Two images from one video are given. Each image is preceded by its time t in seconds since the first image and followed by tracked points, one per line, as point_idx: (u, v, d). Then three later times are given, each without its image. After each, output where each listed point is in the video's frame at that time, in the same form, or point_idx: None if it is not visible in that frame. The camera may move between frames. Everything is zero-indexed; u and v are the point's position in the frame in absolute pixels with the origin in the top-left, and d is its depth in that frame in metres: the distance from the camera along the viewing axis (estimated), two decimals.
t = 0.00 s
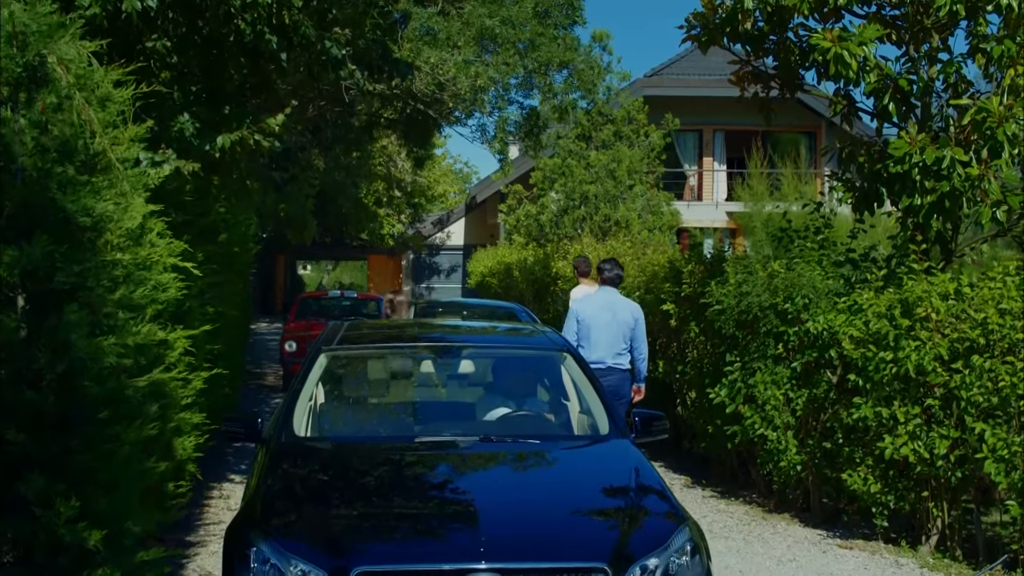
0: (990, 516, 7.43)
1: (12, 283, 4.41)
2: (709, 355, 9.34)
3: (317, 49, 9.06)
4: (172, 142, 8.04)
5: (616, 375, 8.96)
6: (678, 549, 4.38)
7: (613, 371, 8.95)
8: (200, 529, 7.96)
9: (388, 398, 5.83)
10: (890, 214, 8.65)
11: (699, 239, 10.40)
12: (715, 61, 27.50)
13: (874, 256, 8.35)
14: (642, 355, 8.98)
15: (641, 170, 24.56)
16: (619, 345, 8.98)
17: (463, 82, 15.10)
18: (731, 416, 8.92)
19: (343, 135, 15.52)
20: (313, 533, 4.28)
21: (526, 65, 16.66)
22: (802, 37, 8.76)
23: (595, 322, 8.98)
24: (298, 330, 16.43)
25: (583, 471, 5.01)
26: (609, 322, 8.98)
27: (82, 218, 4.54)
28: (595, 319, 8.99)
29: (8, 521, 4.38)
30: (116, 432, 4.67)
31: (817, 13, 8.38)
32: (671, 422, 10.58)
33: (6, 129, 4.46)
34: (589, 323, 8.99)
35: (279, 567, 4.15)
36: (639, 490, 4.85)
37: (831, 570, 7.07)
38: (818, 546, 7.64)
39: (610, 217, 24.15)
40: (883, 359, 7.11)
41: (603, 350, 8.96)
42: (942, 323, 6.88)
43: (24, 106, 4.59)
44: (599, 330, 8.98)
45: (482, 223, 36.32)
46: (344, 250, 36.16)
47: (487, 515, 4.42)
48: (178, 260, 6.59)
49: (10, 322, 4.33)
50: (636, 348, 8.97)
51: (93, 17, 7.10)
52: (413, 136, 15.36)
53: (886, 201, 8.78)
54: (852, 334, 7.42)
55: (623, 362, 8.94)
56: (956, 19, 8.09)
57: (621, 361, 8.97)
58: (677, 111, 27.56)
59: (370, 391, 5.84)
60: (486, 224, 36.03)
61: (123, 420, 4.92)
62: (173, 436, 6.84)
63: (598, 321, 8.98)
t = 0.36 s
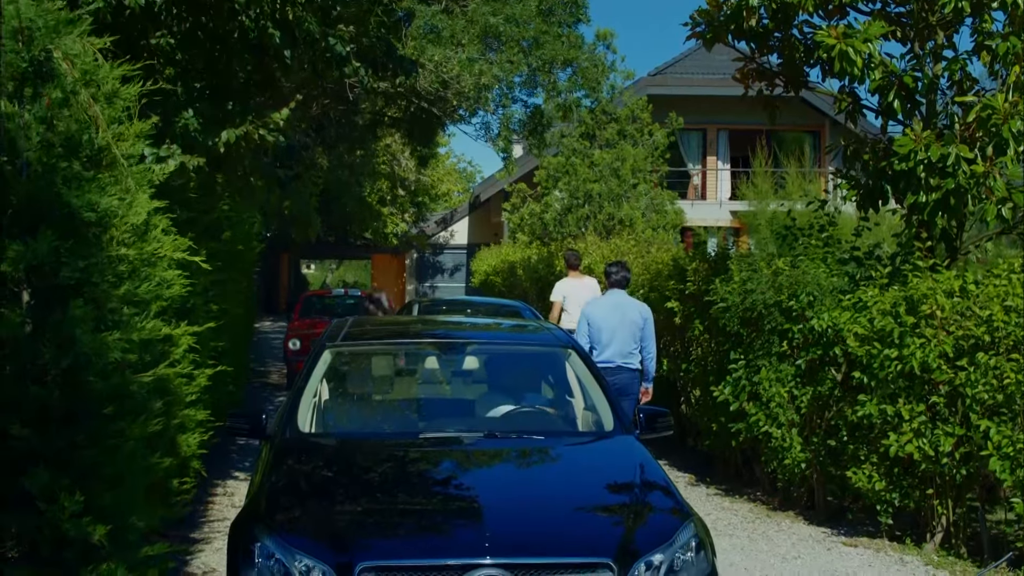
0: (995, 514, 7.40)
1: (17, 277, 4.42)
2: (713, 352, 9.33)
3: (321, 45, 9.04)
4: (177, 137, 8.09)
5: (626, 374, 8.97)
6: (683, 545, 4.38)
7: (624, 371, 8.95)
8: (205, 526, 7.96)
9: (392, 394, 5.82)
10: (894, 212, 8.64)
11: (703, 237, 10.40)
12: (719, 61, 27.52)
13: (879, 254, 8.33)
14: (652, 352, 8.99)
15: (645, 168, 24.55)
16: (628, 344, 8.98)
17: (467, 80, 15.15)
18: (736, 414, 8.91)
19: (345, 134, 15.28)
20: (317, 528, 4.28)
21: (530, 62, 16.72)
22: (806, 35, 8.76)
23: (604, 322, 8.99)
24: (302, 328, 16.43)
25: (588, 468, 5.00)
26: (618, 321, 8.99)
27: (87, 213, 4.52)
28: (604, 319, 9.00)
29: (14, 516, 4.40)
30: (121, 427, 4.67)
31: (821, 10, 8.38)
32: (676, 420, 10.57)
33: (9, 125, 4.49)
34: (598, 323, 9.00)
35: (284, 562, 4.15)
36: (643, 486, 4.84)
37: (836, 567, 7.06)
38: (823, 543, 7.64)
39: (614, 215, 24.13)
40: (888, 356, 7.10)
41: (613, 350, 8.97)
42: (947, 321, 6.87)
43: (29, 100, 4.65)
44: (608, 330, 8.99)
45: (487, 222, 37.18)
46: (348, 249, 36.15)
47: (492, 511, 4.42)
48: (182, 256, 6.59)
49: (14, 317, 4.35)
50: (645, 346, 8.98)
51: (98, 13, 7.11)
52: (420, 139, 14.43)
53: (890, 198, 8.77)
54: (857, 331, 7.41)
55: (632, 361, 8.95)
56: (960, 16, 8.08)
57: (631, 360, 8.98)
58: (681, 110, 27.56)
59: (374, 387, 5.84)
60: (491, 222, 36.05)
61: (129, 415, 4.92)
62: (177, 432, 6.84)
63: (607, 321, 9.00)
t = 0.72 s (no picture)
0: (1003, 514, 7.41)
1: (27, 277, 4.45)
2: (720, 352, 9.32)
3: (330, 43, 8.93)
4: (184, 137, 8.09)
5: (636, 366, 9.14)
6: (691, 544, 4.38)
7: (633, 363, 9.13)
8: (212, 525, 7.97)
9: (399, 394, 5.83)
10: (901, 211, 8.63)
11: (709, 236, 10.40)
12: (725, 60, 27.50)
13: (886, 253, 8.32)
14: (659, 340, 9.08)
15: (651, 168, 24.53)
16: (635, 335, 9.14)
17: (474, 79, 15.16)
18: (742, 414, 8.91)
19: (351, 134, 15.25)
20: (324, 528, 4.29)
21: (537, 62, 16.76)
22: (814, 34, 8.75)
23: (610, 316, 9.20)
24: (308, 328, 16.45)
25: (595, 467, 5.00)
26: (623, 314, 9.18)
27: (98, 214, 4.56)
28: (610, 313, 9.22)
29: (23, 516, 4.44)
30: (129, 426, 4.68)
31: (828, 9, 8.36)
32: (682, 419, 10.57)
33: (21, 125, 4.49)
34: (604, 317, 9.22)
35: (292, 562, 4.15)
36: (650, 486, 4.84)
37: (843, 567, 7.05)
38: (830, 544, 7.63)
39: (620, 215, 24.12)
40: (895, 356, 7.09)
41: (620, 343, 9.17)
42: (955, 321, 6.86)
43: (40, 101, 4.59)
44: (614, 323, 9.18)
45: (492, 221, 37.22)
46: (354, 249, 36.19)
47: (499, 511, 4.42)
48: (190, 256, 6.61)
49: (23, 317, 4.39)
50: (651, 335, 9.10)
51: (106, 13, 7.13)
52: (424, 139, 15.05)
53: (897, 198, 8.75)
54: (863, 331, 7.40)
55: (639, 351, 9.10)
56: (968, 15, 8.06)
57: (639, 351, 9.13)
58: (687, 110, 27.55)
59: (381, 387, 5.84)
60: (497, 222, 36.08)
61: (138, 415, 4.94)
62: (184, 431, 6.84)
63: (613, 315, 9.20)
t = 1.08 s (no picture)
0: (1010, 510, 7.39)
1: (35, 275, 4.48)
2: (726, 348, 9.32)
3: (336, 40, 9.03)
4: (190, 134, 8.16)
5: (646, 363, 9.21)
6: (698, 542, 4.39)
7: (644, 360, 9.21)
8: (219, 521, 8.00)
9: (405, 391, 5.84)
10: (908, 208, 8.63)
11: (715, 233, 10.39)
12: (731, 56, 27.47)
13: (893, 250, 8.32)
14: (668, 341, 9.11)
15: (657, 164, 24.51)
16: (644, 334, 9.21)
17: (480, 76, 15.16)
18: (748, 411, 8.91)
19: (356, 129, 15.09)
20: (331, 524, 4.30)
21: (542, 58, 16.80)
22: (820, 30, 8.75)
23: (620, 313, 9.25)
24: (314, 325, 16.47)
25: (601, 464, 5.01)
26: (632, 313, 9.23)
27: (108, 212, 4.62)
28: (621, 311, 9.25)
29: (32, 512, 4.47)
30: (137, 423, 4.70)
31: (835, 5, 8.34)
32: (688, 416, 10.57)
33: (31, 123, 4.49)
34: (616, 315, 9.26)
35: (299, 559, 4.17)
36: (657, 483, 4.85)
37: (850, 564, 7.05)
38: (836, 540, 7.63)
39: (626, 211, 24.11)
40: (902, 352, 7.09)
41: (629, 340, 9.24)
42: (961, 317, 6.86)
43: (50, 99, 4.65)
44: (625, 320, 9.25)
45: (497, 216, 37.09)
46: (360, 245, 36.20)
47: (506, 508, 4.42)
48: (197, 253, 6.63)
49: (32, 314, 4.42)
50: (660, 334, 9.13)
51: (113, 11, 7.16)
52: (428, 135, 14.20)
53: (903, 194, 8.74)
54: (870, 328, 7.40)
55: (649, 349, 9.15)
56: (975, 12, 8.05)
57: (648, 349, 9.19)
58: (693, 105, 27.52)
59: (387, 384, 5.85)
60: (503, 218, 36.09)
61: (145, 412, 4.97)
62: (191, 427, 6.86)
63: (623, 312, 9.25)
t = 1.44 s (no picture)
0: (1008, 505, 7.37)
1: (34, 272, 4.48)
2: (725, 344, 9.32)
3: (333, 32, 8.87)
4: (190, 130, 8.14)
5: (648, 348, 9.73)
6: (697, 538, 4.40)
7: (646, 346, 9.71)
8: (219, 517, 8.01)
9: (404, 387, 5.85)
10: (906, 203, 8.63)
11: (714, 228, 10.40)
12: (730, 50, 27.45)
13: (892, 245, 8.32)
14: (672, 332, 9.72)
15: (656, 158, 24.50)
16: (648, 321, 9.75)
17: (479, 71, 15.15)
18: (747, 406, 8.92)
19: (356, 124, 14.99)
20: (331, 521, 4.31)
21: (542, 53, 16.86)
22: (819, 26, 8.75)
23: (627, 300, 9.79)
24: (314, 319, 16.48)
25: (600, 461, 5.02)
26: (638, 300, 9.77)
27: (104, 209, 4.60)
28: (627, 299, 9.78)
29: (31, 509, 4.47)
30: (137, 420, 4.72)
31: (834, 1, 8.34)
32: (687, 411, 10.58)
33: (28, 120, 4.49)
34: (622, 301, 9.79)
35: (299, 556, 4.17)
36: (657, 479, 4.86)
37: (848, 559, 7.06)
38: (835, 536, 7.63)
39: (625, 206, 24.09)
40: (901, 348, 7.10)
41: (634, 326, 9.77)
42: (960, 313, 6.86)
43: (46, 96, 4.65)
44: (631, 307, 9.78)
45: (496, 211, 36.54)
46: (360, 239, 36.19)
47: (505, 504, 4.43)
48: (196, 249, 6.63)
49: (31, 311, 4.42)
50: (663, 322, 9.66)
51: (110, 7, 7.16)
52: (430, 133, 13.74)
53: (903, 189, 8.75)
54: (869, 323, 7.41)
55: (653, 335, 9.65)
56: (974, 8, 8.05)
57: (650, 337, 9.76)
58: (692, 100, 27.50)
59: (386, 380, 5.86)
60: (501, 213, 36.11)
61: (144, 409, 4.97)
62: (191, 423, 6.87)
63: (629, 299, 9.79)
